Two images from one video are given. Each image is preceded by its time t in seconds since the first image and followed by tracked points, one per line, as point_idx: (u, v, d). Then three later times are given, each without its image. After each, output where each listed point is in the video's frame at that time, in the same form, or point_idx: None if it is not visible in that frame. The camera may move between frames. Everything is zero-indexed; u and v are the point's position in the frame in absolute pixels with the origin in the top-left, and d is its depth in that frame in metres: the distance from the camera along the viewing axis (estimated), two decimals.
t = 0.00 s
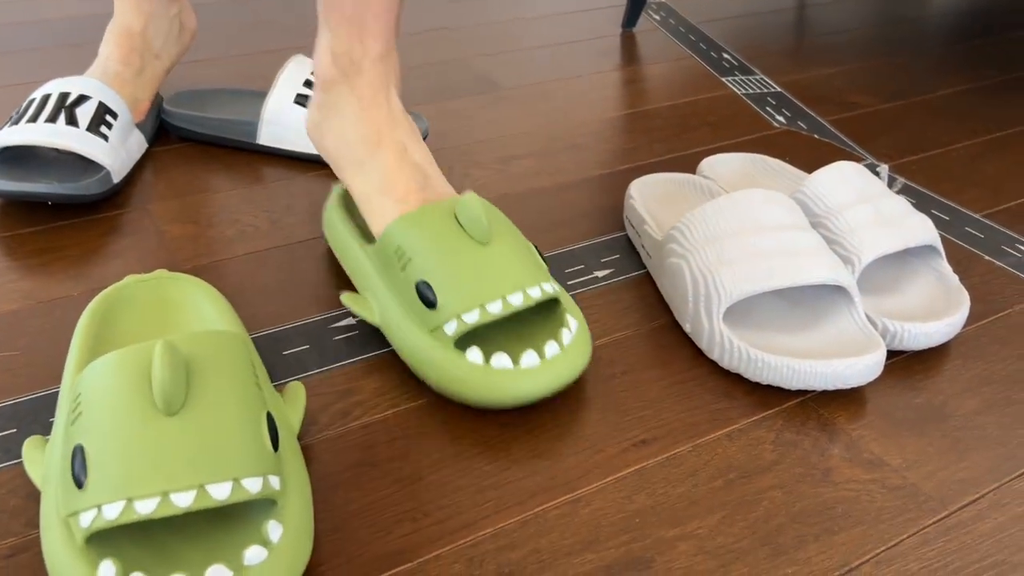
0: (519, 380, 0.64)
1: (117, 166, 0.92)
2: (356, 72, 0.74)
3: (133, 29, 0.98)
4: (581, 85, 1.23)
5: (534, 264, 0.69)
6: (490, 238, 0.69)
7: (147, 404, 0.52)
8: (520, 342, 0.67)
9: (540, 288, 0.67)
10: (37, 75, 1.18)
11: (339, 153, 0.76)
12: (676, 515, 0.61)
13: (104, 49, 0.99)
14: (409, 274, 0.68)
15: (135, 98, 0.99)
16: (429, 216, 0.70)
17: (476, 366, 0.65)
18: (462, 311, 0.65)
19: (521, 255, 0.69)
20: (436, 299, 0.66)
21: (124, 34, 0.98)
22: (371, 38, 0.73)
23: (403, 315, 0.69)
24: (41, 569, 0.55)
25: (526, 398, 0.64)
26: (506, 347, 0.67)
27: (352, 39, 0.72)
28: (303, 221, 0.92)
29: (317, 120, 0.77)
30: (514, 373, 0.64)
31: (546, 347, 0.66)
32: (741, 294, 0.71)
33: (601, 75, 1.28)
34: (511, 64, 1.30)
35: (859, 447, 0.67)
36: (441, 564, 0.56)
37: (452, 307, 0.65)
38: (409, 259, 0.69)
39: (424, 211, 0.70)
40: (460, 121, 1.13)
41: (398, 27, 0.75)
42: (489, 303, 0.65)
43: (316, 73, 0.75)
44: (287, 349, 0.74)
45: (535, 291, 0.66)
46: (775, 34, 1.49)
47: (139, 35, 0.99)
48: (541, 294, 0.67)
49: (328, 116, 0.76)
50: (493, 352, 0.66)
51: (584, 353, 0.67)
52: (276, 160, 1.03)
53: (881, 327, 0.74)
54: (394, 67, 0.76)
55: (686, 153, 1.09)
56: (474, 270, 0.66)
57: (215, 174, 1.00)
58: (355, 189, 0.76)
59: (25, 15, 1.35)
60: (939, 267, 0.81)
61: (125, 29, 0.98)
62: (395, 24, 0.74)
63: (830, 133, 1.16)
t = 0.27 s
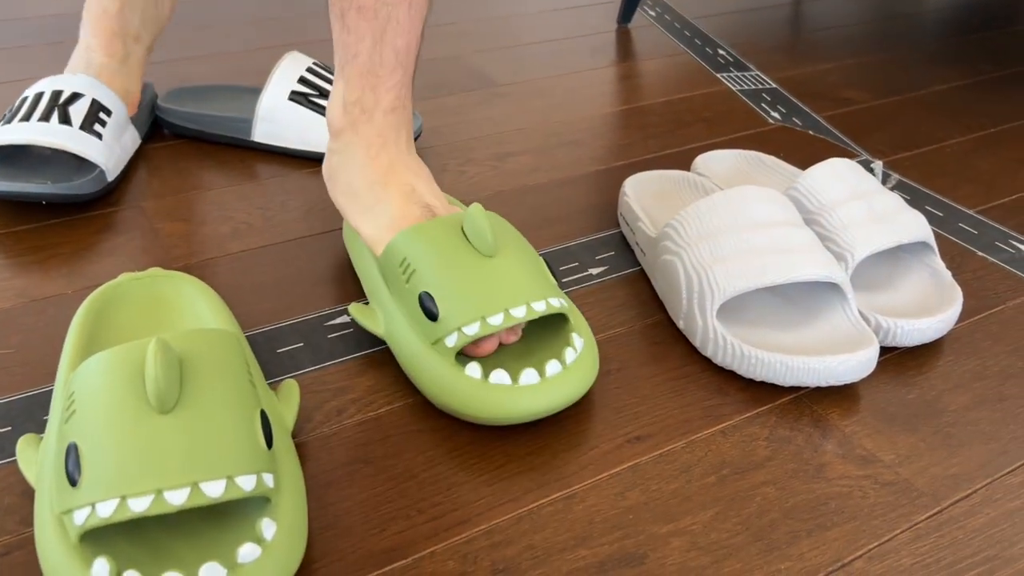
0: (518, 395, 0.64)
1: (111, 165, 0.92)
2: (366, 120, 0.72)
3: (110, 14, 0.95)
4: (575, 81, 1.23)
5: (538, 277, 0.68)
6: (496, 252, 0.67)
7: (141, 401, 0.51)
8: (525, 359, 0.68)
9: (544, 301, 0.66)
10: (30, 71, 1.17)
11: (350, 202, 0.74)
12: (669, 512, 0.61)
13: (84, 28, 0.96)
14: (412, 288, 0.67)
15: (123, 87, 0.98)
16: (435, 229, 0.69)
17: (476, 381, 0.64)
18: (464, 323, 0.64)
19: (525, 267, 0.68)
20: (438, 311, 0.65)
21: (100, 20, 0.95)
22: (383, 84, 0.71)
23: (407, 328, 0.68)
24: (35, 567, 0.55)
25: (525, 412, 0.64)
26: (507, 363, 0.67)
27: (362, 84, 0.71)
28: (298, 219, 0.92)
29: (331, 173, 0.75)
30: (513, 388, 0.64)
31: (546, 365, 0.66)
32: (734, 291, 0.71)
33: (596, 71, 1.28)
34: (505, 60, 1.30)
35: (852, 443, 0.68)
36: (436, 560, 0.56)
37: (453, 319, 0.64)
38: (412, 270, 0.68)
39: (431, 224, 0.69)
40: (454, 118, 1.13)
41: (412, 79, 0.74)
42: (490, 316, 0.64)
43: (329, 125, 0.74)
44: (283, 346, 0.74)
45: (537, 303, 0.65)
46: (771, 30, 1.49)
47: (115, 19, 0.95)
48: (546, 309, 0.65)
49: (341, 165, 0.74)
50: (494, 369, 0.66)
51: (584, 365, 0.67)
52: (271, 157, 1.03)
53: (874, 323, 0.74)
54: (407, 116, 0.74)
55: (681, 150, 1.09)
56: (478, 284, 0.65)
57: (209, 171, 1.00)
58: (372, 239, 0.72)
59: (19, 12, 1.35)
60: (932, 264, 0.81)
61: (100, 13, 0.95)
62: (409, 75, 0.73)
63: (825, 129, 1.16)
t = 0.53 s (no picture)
0: (517, 393, 0.64)
1: (101, 165, 0.92)
2: (368, 122, 0.71)
3: None
4: (573, 79, 1.23)
5: (536, 276, 0.68)
6: (494, 250, 0.67)
7: (138, 401, 0.51)
8: (523, 358, 0.68)
9: (542, 299, 0.66)
10: (27, 69, 1.17)
11: (347, 202, 0.73)
12: (667, 510, 0.61)
13: None
14: (410, 287, 0.67)
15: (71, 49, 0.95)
16: (433, 227, 0.69)
17: (475, 379, 0.64)
18: (462, 321, 0.64)
19: (523, 266, 0.68)
20: (436, 309, 0.65)
21: None
22: (389, 89, 0.70)
23: (405, 327, 0.68)
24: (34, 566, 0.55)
25: (524, 411, 0.64)
26: (505, 361, 0.67)
27: (367, 88, 0.69)
28: (296, 217, 0.92)
29: (328, 173, 0.75)
30: (512, 386, 0.64)
31: (545, 364, 0.66)
32: (732, 289, 0.71)
33: (594, 68, 1.28)
34: (503, 57, 1.30)
35: (850, 440, 0.68)
36: (435, 559, 0.56)
37: (451, 318, 0.64)
38: (410, 268, 0.68)
39: (429, 223, 0.69)
40: (452, 115, 1.13)
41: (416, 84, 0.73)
42: (488, 313, 0.64)
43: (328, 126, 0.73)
44: (281, 344, 0.74)
45: (535, 301, 0.65)
46: (768, 27, 1.49)
47: None
48: (544, 306, 0.65)
49: (338, 166, 0.73)
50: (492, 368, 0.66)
51: (582, 364, 0.67)
52: (268, 156, 1.03)
53: (872, 321, 0.74)
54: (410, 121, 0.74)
55: (679, 147, 1.09)
56: (476, 283, 0.65)
57: (205, 169, 0.99)
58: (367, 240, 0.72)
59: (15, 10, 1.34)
60: (931, 262, 0.81)
61: None
62: (415, 80, 0.72)
63: (823, 126, 1.16)
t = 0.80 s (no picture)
0: (516, 391, 0.64)
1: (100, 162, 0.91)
2: (374, 119, 0.70)
3: None
4: (572, 78, 1.23)
5: (536, 275, 0.68)
6: (492, 248, 0.68)
7: (137, 400, 0.51)
8: (522, 356, 0.68)
9: (541, 297, 0.66)
10: (26, 68, 1.17)
11: (350, 198, 0.73)
12: (666, 508, 0.61)
13: None
14: (409, 285, 0.67)
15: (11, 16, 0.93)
16: (430, 226, 0.69)
17: (473, 377, 0.64)
18: (461, 319, 0.64)
19: (522, 264, 0.68)
20: (435, 307, 0.65)
21: None
22: (396, 86, 0.69)
23: (405, 324, 0.68)
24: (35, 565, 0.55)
25: (522, 409, 0.64)
26: (504, 359, 0.67)
27: (375, 85, 0.69)
28: (295, 216, 0.92)
29: (331, 167, 0.74)
30: (510, 384, 0.64)
31: (543, 362, 0.66)
32: (730, 288, 0.72)
33: (592, 67, 1.28)
34: (502, 56, 1.30)
35: (848, 438, 0.68)
36: (434, 557, 0.57)
37: (450, 316, 0.64)
38: (409, 267, 0.68)
39: (427, 221, 0.69)
40: (451, 115, 1.13)
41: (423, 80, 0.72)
42: (487, 311, 0.64)
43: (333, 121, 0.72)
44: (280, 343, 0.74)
45: (535, 299, 0.65)
46: (767, 26, 1.49)
47: None
48: (543, 304, 0.66)
49: (342, 161, 0.72)
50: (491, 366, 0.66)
51: (580, 363, 0.67)
52: (267, 155, 1.03)
53: (870, 319, 0.74)
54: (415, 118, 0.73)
55: (677, 146, 1.09)
56: (476, 281, 0.65)
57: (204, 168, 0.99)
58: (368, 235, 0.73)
59: (13, 9, 1.34)
60: (928, 260, 0.81)
61: None
62: (422, 77, 0.71)
63: (821, 126, 1.16)
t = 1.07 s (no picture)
0: (517, 391, 0.64)
1: (100, 163, 0.92)
2: (374, 119, 0.70)
3: None
4: (571, 77, 1.23)
5: (536, 275, 0.68)
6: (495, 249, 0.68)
7: (176, 444, 0.47)
8: (522, 355, 0.68)
9: (541, 297, 0.66)
10: (25, 68, 1.17)
11: (351, 197, 0.73)
12: (666, 507, 0.61)
13: None
14: (410, 285, 0.68)
15: None
16: (436, 229, 0.69)
17: (474, 377, 0.65)
18: (462, 318, 0.64)
19: (525, 266, 0.68)
20: (436, 308, 0.65)
21: None
22: (396, 86, 0.69)
23: (406, 325, 0.69)
24: (36, 565, 0.55)
25: (523, 408, 0.64)
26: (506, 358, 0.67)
27: (375, 86, 0.68)
28: (295, 216, 0.92)
29: (331, 166, 0.74)
30: (511, 383, 0.64)
31: (543, 361, 0.66)
32: (730, 287, 0.72)
33: (592, 67, 1.28)
34: (501, 56, 1.30)
35: (847, 437, 0.68)
36: (435, 556, 0.57)
37: (450, 314, 0.64)
38: (410, 267, 0.68)
39: (432, 223, 0.69)
40: (450, 114, 1.13)
41: (422, 78, 0.72)
42: (488, 311, 0.64)
43: (333, 122, 0.71)
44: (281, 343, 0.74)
45: (535, 299, 0.65)
46: (765, 26, 1.49)
47: None
48: (544, 304, 0.66)
49: (343, 161, 0.72)
50: (491, 366, 0.66)
51: (579, 362, 0.67)
52: (266, 155, 1.03)
53: (869, 319, 0.75)
54: (414, 116, 0.74)
55: (676, 146, 1.09)
56: (477, 281, 0.65)
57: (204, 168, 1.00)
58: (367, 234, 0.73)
59: (13, 9, 1.34)
60: (927, 260, 0.81)
61: None
62: (420, 77, 0.71)
63: (820, 125, 1.16)
